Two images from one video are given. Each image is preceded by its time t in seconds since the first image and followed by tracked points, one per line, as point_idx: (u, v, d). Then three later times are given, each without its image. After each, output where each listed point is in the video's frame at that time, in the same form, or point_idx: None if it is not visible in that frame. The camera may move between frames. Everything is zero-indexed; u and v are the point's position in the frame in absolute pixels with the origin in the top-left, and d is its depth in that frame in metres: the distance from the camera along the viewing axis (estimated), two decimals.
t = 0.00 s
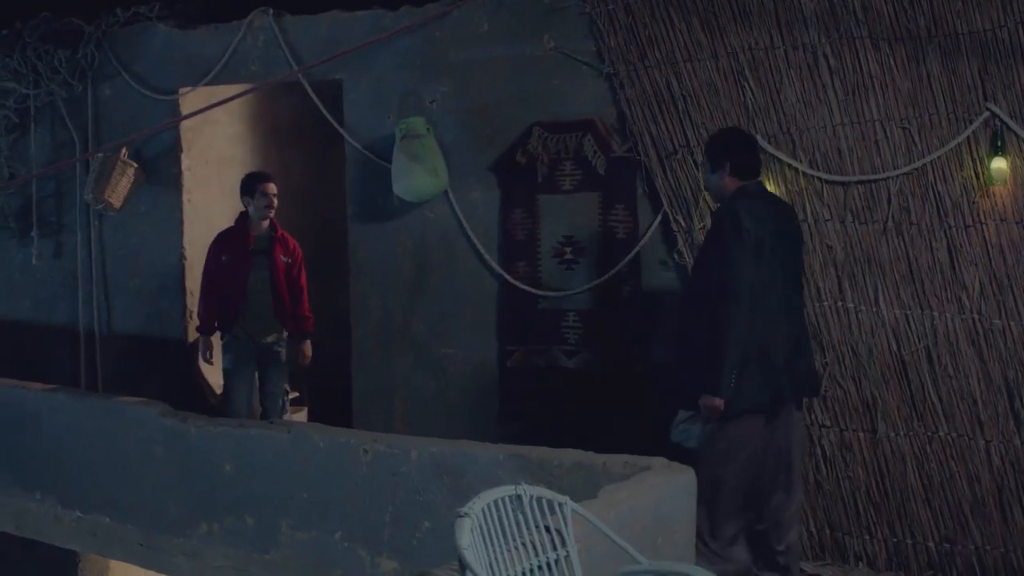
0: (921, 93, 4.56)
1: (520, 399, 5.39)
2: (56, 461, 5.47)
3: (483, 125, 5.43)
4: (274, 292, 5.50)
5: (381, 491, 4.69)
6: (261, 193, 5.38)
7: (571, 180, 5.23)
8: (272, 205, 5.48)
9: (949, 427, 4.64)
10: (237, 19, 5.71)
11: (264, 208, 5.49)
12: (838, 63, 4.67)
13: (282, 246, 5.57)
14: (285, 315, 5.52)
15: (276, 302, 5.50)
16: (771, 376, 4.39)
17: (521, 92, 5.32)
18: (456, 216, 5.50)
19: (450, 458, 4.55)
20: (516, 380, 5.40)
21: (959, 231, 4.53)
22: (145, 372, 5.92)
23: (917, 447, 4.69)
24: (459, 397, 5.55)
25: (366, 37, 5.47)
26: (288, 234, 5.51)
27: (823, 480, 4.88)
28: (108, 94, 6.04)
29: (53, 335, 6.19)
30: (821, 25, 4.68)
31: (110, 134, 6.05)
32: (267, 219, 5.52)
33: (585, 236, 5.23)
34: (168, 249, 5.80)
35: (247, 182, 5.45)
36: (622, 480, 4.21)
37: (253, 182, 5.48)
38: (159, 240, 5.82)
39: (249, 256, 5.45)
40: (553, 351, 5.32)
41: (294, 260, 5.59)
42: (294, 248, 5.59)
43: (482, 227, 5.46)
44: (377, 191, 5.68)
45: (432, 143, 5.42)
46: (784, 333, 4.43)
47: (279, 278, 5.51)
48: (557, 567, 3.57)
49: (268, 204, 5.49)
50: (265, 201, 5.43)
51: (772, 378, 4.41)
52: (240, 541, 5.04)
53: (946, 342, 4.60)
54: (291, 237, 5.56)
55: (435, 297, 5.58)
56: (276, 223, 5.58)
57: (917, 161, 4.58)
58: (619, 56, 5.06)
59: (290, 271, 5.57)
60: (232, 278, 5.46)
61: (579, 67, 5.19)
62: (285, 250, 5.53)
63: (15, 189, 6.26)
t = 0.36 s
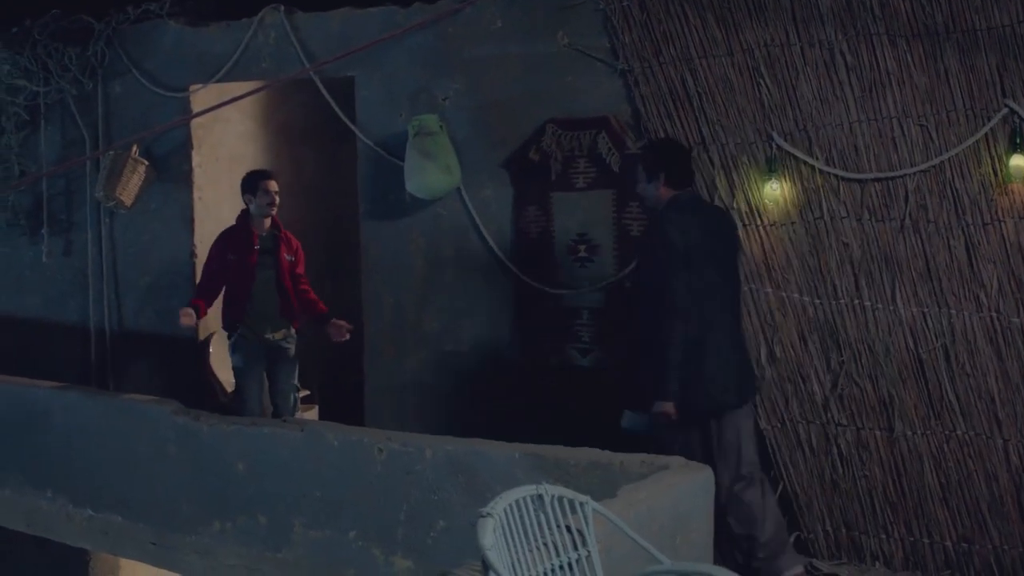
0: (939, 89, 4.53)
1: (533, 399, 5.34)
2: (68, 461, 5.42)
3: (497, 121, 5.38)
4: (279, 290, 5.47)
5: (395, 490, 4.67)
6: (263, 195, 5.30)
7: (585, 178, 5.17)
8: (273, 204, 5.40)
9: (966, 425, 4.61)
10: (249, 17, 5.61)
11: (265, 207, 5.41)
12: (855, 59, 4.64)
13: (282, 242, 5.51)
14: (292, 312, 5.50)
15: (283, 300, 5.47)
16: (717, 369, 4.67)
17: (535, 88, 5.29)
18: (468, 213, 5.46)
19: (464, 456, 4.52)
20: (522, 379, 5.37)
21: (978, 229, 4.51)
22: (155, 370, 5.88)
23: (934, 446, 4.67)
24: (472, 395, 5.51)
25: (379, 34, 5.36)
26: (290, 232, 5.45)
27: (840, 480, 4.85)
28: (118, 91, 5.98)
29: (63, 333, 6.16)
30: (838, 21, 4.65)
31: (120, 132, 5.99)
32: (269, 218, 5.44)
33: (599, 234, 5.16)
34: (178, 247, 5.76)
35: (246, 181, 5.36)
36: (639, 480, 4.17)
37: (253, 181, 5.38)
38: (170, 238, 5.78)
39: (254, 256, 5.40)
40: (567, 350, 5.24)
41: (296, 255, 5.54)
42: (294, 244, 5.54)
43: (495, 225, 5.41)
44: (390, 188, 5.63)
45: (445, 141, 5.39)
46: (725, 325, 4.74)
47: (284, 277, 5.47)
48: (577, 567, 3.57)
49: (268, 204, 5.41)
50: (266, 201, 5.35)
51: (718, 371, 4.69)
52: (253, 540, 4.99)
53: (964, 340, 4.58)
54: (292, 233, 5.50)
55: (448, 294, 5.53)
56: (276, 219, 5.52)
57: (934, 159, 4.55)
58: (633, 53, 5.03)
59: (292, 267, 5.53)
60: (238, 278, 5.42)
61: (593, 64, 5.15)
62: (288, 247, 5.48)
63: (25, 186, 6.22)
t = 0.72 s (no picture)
0: (979, 85, 4.44)
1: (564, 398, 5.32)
2: (101, 456, 5.37)
3: (529, 117, 5.34)
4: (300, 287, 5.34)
5: (429, 487, 4.65)
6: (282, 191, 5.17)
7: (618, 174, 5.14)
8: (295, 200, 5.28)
9: (1006, 426, 4.55)
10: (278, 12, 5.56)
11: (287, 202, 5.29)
12: (892, 54, 4.57)
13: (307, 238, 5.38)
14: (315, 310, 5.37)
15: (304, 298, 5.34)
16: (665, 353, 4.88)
17: (568, 84, 5.26)
18: (500, 209, 5.42)
19: (494, 454, 4.52)
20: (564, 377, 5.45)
21: (1019, 225, 4.42)
22: (186, 367, 5.85)
23: (972, 446, 4.61)
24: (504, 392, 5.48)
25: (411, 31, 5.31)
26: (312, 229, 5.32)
27: (875, 478, 4.81)
28: (149, 88, 5.97)
29: (94, 329, 6.16)
30: (876, 15, 4.57)
31: (150, 129, 5.97)
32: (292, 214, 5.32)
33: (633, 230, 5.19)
34: (208, 243, 5.73)
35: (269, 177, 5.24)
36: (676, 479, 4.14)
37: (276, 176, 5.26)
38: (200, 234, 5.75)
39: (274, 255, 5.29)
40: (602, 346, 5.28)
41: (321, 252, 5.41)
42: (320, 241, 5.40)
43: (527, 221, 5.37)
44: (421, 184, 5.60)
45: (476, 137, 5.34)
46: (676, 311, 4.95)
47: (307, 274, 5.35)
48: (616, 566, 3.55)
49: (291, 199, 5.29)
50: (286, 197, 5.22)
51: (667, 354, 4.91)
52: (285, 536, 4.94)
53: (1002, 338, 4.52)
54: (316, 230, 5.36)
55: (479, 290, 5.49)
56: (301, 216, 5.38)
57: (973, 155, 4.46)
58: (667, 48, 5.00)
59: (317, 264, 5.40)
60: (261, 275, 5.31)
61: (626, 59, 5.13)
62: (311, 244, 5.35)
63: (55, 182, 6.21)
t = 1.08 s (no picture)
0: None
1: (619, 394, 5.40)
2: (153, 453, 5.40)
3: (584, 115, 5.32)
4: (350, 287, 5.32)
5: (483, 486, 4.63)
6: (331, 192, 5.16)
7: (672, 172, 5.20)
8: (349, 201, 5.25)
9: None
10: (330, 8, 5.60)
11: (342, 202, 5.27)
12: (954, 49, 4.47)
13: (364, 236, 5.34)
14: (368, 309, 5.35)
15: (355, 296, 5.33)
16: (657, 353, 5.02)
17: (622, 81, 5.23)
18: (552, 207, 5.37)
19: (552, 452, 4.49)
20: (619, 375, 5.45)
21: None
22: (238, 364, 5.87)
23: None
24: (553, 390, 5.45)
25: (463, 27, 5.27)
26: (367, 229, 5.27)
27: (934, 481, 4.67)
28: (201, 85, 5.99)
29: (145, 325, 6.19)
30: (936, 11, 4.47)
31: (201, 126, 5.99)
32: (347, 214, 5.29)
33: (686, 228, 5.22)
34: (258, 240, 5.72)
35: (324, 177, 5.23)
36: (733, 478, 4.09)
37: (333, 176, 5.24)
38: (251, 232, 5.74)
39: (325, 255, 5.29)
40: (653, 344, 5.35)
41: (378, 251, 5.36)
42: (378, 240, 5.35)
43: (579, 218, 5.31)
44: (473, 182, 5.58)
45: (530, 134, 5.27)
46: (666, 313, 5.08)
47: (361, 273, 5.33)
48: (677, 567, 3.53)
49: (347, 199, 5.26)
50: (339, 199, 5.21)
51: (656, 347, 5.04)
52: (338, 533, 4.91)
53: None
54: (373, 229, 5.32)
55: (530, 288, 5.45)
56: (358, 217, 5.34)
57: None
58: (722, 45, 4.95)
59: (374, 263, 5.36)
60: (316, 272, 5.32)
61: (680, 56, 5.09)
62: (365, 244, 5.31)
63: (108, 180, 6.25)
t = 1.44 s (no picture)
0: None
1: (681, 394, 5.34)
2: (210, 449, 5.40)
3: (644, 114, 5.31)
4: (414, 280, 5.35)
5: (544, 487, 4.59)
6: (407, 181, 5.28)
7: (734, 169, 5.11)
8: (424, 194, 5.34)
9: None
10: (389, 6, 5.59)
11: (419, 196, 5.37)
12: None
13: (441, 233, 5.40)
14: (434, 305, 5.35)
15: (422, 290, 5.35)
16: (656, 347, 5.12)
17: (684, 78, 5.19)
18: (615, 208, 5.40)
19: (616, 452, 4.43)
20: (676, 374, 5.35)
21: None
22: (295, 360, 5.85)
23: None
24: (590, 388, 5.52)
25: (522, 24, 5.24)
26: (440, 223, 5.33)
27: (1003, 484, 4.57)
28: (260, 83, 6.01)
29: (204, 321, 6.24)
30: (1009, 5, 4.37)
31: (261, 125, 6.02)
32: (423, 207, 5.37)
33: (749, 227, 5.11)
34: (316, 237, 5.72)
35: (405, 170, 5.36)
36: (799, 481, 3.99)
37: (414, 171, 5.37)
38: (309, 229, 5.75)
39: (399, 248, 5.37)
40: (714, 344, 5.23)
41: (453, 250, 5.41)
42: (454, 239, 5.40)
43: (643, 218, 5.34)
44: (533, 180, 5.56)
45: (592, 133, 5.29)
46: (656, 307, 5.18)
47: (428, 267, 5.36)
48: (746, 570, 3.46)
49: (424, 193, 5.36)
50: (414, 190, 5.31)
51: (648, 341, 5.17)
52: (397, 530, 4.90)
53: None
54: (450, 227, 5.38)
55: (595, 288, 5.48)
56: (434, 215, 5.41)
57: None
58: (786, 41, 4.88)
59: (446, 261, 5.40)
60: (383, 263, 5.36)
61: (743, 53, 5.03)
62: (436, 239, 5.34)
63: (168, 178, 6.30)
